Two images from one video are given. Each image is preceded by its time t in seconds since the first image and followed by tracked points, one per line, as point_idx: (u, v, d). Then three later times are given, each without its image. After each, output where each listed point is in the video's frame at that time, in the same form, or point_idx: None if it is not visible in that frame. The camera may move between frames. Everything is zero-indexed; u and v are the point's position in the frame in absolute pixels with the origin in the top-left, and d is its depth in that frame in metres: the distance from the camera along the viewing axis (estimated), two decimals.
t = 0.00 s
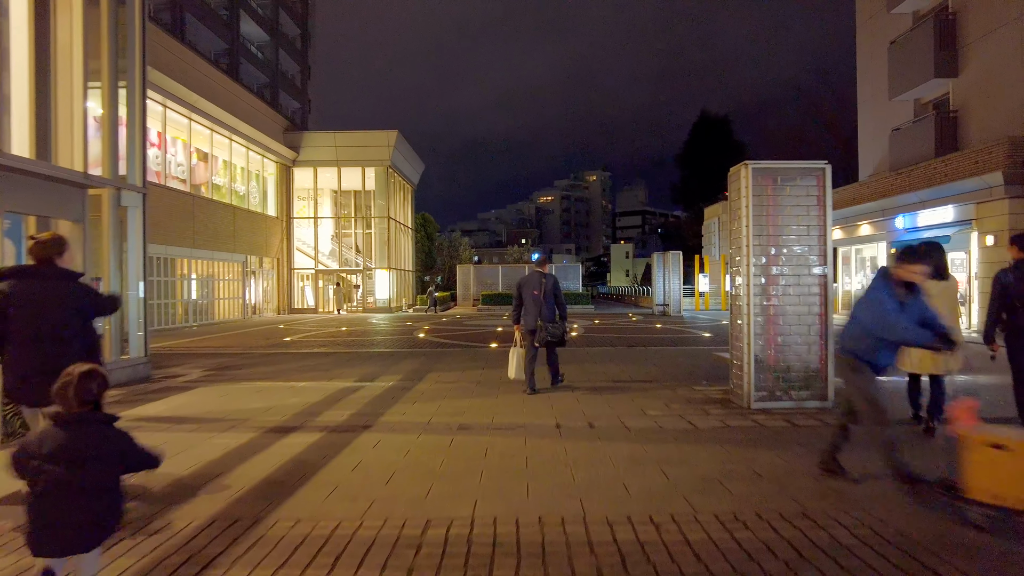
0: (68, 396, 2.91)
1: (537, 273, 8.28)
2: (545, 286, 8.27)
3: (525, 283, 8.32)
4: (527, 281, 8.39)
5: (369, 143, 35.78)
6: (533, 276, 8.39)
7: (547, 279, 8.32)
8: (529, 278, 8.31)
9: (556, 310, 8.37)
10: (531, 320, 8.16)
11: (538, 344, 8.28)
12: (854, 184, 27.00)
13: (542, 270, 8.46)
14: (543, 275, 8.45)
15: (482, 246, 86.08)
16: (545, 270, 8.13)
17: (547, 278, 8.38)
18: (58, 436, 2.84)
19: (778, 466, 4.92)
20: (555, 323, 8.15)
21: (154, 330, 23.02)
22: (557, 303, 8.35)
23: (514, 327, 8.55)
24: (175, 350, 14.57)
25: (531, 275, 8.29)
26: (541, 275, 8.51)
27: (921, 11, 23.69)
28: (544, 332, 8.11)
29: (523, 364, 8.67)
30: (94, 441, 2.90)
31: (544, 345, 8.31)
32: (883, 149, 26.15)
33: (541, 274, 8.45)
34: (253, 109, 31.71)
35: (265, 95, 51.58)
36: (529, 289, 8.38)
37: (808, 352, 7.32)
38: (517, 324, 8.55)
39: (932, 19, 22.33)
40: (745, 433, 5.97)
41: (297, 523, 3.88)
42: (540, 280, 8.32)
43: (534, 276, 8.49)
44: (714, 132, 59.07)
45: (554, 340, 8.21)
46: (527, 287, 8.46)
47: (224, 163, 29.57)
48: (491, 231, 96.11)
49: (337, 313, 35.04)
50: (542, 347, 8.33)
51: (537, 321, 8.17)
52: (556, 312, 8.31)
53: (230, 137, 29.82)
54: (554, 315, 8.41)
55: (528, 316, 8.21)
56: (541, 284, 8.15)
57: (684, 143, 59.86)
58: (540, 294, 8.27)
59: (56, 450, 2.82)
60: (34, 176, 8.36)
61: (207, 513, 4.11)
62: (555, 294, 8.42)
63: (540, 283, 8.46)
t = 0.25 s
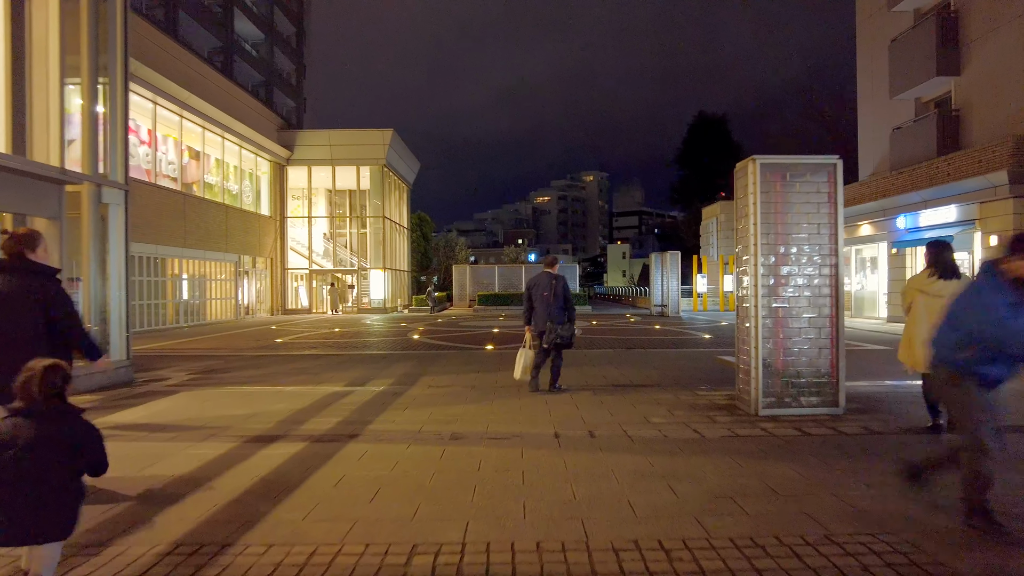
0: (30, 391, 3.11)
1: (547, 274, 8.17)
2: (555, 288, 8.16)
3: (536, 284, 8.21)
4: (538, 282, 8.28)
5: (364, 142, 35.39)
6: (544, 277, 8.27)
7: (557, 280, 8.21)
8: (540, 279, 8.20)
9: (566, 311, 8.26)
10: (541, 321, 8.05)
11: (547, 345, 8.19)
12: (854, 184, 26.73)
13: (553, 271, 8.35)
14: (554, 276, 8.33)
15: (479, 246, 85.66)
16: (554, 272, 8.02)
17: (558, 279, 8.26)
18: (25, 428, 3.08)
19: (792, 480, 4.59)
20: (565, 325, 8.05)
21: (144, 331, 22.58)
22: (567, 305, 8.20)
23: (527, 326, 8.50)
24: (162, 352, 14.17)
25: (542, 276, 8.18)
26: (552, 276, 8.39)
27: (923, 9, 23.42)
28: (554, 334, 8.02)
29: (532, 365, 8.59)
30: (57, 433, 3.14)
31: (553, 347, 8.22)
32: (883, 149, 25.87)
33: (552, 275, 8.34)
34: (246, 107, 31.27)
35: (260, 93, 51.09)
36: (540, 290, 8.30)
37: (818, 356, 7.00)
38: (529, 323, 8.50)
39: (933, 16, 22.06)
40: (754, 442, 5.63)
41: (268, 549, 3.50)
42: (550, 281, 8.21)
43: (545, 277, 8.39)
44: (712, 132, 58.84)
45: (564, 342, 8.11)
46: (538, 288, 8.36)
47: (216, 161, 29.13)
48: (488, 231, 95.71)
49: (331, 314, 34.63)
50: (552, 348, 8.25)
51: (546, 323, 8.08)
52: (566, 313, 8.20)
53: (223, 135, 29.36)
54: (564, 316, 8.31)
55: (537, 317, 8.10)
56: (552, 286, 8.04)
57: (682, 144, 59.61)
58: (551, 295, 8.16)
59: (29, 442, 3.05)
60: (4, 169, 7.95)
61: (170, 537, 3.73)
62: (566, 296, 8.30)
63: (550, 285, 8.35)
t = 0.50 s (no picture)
0: None
1: (552, 272, 8.10)
2: (561, 285, 8.10)
3: (541, 282, 8.14)
4: (542, 281, 8.21)
5: (357, 140, 34.93)
6: (548, 275, 8.20)
7: (563, 277, 8.15)
8: (545, 277, 8.13)
9: (572, 308, 8.20)
10: (549, 319, 7.97)
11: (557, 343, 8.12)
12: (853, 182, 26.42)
13: (557, 269, 8.28)
14: (558, 274, 8.27)
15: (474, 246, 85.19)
16: (559, 270, 8.00)
17: (562, 276, 8.20)
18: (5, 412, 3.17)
19: (810, 495, 4.21)
20: (573, 321, 7.98)
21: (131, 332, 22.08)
22: (573, 301, 8.17)
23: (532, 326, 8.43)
24: (145, 353, 13.73)
25: (546, 274, 8.10)
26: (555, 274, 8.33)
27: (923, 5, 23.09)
28: (563, 331, 7.95)
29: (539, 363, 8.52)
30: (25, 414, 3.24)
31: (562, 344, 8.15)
32: (883, 147, 25.56)
33: (555, 273, 8.27)
34: (237, 104, 30.72)
35: (253, 91, 50.50)
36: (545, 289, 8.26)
37: (829, 356, 6.61)
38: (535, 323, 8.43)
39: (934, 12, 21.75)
40: (764, 450, 5.24)
41: None
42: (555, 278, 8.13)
43: (549, 275, 8.32)
44: (709, 131, 58.54)
45: (573, 339, 8.04)
46: (543, 286, 8.28)
47: (206, 159, 28.58)
48: (483, 231, 95.27)
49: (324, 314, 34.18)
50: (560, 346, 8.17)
51: (554, 320, 8.00)
52: (572, 310, 8.14)
53: (213, 132, 28.82)
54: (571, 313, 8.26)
55: (545, 316, 8.03)
56: (558, 283, 7.97)
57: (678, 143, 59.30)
58: (557, 293, 8.09)
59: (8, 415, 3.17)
60: None
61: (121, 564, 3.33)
62: (571, 292, 8.24)
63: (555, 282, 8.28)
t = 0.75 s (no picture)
0: None
1: (556, 274, 7.85)
2: (566, 286, 7.83)
3: (546, 284, 7.89)
4: (547, 283, 7.96)
5: (350, 138, 34.50)
6: (554, 276, 7.95)
7: (568, 278, 7.89)
8: (550, 279, 7.88)
9: (579, 310, 7.95)
10: (554, 322, 7.74)
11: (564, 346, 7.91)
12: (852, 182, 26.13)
13: (561, 269, 8.01)
14: (563, 276, 8.02)
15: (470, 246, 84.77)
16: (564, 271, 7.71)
17: (568, 278, 7.94)
18: None
19: (829, 521, 3.85)
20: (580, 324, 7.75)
21: (120, 335, 21.63)
22: (579, 303, 7.91)
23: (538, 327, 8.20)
24: (129, 356, 13.31)
25: (550, 276, 7.85)
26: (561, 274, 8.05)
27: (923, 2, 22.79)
28: (569, 334, 7.72)
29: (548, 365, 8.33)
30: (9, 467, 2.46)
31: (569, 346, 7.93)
32: (882, 146, 25.29)
33: (561, 275, 8.02)
34: (228, 101, 30.22)
35: (246, 90, 49.97)
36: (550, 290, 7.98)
37: (842, 364, 6.24)
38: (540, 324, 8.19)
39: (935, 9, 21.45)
40: (777, 467, 4.88)
41: None
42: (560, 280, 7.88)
43: (554, 276, 8.07)
44: (705, 131, 58.26)
45: (579, 341, 7.81)
46: (548, 288, 8.04)
47: (196, 158, 28.05)
48: (479, 232, 94.88)
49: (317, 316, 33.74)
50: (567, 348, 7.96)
51: (560, 323, 7.77)
52: (578, 312, 7.89)
53: (203, 130, 28.31)
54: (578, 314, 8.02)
55: (550, 319, 7.80)
56: (563, 285, 7.72)
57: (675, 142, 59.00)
58: (562, 295, 7.84)
59: None
60: None
61: None
62: (578, 293, 7.99)
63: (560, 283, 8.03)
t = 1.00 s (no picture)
0: None
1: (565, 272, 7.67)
2: (576, 285, 7.67)
3: (555, 281, 7.71)
4: (556, 281, 7.79)
5: (343, 136, 34.05)
6: (563, 275, 7.78)
7: (577, 278, 7.70)
8: (558, 277, 7.70)
9: (587, 309, 7.79)
10: (561, 321, 7.59)
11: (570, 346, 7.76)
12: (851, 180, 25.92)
13: (571, 267, 7.83)
14: (573, 273, 7.84)
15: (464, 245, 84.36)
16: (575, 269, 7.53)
17: (577, 277, 7.76)
18: None
19: (863, 544, 3.47)
20: (588, 323, 7.60)
21: (105, 335, 21.11)
22: (588, 302, 7.76)
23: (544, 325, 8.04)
24: (111, 357, 12.87)
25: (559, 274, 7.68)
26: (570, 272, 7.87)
27: None
28: (575, 334, 7.57)
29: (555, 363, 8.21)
30: None
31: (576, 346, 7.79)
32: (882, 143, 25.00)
33: (570, 272, 7.85)
34: (219, 97, 29.71)
35: (238, 87, 49.42)
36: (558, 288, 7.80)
37: (859, 365, 5.85)
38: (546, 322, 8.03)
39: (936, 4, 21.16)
40: (795, 480, 4.49)
41: None
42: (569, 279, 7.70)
43: (563, 274, 7.90)
44: (701, 129, 58.01)
45: (586, 342, 7.66)
46: (557, 286, 7.88)
47: (185, 154, 27.48)
48: (473, 231, 94.45)
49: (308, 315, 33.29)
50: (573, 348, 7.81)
51: (567, 322, 7.61)
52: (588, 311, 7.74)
53: (193, 127, 27.76)
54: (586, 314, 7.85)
55: (557, 318, 7.65)
56: (571, 284, 7.54)
57: (671, 141, 58.71)
58: (570, 294, 7.66)
59: None
60: None
61: None
62: (587, 293, 7.83)
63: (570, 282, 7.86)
